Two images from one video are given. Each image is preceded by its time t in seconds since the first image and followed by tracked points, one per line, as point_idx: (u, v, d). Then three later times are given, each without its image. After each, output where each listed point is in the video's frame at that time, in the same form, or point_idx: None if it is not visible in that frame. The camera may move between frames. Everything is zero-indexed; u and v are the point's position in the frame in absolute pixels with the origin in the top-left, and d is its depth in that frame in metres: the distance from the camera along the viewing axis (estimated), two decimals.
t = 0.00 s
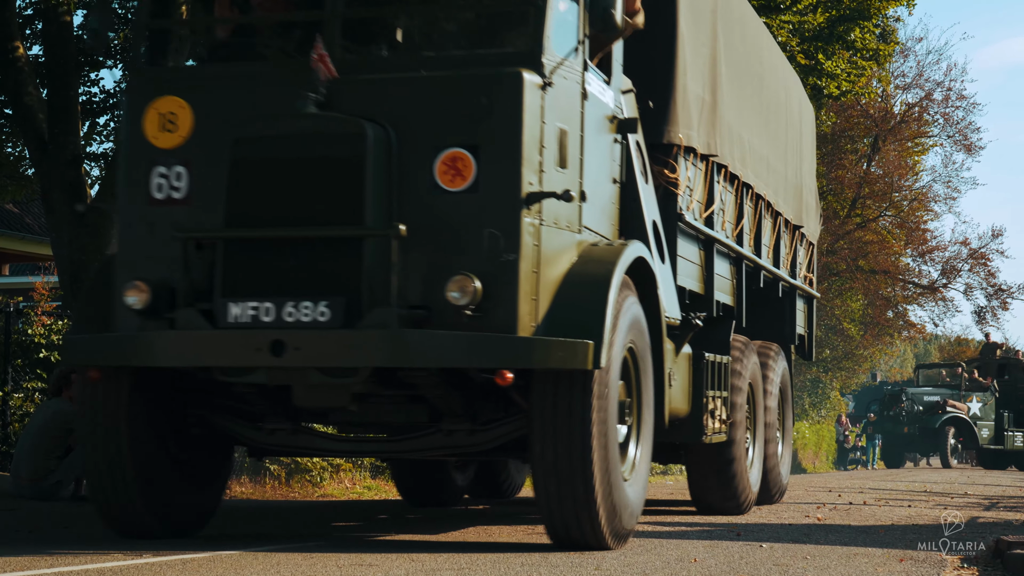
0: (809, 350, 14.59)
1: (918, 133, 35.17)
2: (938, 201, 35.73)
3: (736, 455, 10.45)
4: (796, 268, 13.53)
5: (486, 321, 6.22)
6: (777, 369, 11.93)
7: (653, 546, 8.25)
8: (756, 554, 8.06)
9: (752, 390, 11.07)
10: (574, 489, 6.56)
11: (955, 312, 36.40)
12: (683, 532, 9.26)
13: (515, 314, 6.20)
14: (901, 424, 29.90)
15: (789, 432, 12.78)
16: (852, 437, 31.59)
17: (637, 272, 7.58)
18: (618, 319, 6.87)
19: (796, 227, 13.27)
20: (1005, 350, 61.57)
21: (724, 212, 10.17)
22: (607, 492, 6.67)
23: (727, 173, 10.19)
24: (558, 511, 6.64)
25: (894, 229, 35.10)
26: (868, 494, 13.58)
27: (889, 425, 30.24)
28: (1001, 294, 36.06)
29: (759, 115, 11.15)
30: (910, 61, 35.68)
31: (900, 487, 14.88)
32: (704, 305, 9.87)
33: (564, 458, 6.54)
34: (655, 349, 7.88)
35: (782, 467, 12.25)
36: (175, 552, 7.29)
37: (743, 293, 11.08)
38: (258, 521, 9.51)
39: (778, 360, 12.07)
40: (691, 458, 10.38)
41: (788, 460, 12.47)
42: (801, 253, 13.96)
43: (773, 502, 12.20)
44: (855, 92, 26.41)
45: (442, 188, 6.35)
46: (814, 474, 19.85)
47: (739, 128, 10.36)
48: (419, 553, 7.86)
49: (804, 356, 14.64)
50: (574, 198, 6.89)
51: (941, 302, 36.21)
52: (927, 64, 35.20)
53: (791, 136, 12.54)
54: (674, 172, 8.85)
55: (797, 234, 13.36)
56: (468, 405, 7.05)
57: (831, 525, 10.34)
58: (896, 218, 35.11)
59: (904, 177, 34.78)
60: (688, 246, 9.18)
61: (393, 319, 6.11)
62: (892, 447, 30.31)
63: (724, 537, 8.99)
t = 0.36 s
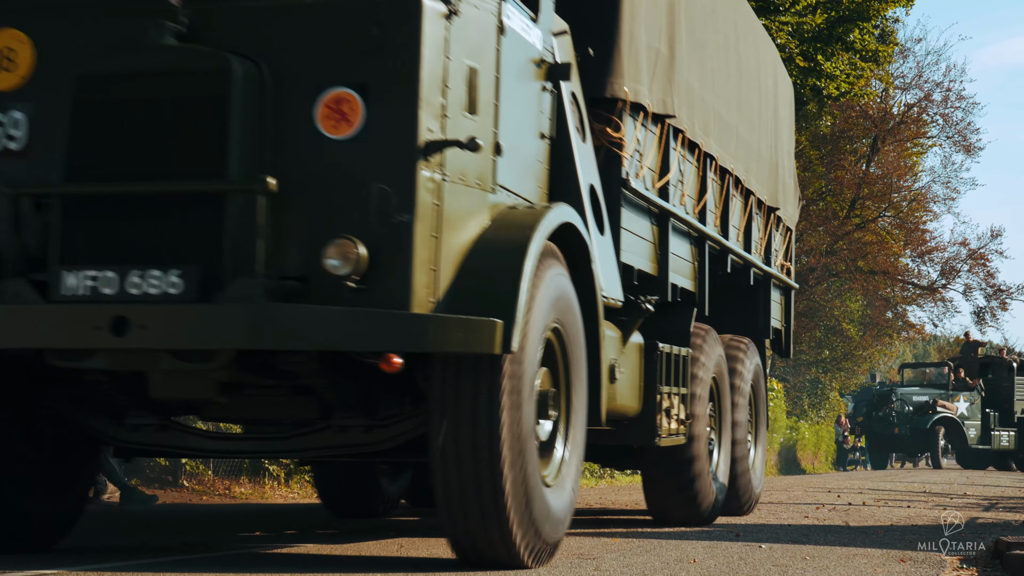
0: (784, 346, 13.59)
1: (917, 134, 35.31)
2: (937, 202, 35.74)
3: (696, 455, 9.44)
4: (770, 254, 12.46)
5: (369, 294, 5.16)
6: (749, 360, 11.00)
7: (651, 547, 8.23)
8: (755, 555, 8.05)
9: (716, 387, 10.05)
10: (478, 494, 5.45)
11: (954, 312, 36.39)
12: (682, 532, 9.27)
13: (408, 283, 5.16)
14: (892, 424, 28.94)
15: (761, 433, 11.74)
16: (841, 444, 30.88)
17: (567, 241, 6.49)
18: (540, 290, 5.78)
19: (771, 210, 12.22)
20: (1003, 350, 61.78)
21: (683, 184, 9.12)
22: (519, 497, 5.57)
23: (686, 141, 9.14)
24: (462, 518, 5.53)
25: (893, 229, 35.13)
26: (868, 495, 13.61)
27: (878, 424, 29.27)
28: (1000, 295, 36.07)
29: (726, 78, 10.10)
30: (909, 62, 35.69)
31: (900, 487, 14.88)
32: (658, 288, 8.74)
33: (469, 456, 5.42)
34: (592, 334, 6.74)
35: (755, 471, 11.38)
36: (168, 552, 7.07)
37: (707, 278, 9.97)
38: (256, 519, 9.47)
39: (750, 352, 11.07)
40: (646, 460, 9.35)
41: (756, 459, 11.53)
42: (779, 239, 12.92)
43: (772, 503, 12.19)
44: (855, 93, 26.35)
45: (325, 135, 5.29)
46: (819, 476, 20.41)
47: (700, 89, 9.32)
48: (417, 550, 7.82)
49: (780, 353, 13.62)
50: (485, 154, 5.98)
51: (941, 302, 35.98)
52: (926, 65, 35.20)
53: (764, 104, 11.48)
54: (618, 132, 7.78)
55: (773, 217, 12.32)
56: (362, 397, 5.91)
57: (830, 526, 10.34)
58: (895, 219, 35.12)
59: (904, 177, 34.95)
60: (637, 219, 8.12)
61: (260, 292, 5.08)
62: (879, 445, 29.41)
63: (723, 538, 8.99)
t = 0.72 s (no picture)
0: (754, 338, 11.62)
1: (916, 133, 35.19)
2: (936, 202, 35.74)
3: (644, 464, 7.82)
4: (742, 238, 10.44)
5: (192, 242, 3.44)
6: (710, 354, 9.45)
7: (651, 546, 8.21)
8: (755, 555, 8.05)
9: (669, 379, 8.37)
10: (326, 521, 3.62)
11: (953, 311, 36.43)
12: (681, 531, 9.26)
13: (239, 225, 3.44)
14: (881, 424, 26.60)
15: (725, 437, 10.11)
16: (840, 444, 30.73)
17: (463, 180, 4.61)
18: (411, 241, 3.95)
19: (738, 184, 10.11)
20: (1002, 349, 61.88)
21: (625, 142, 7.11)
22: (389, 530, 3.75)
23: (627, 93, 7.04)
24: (311, 558, 3.69)
25: (892, 229, 35.18)
26: (867, 494, 13.63)
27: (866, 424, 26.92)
28: (1000, 295, 36.08)
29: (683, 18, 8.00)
30: (908, 61, 35.71)
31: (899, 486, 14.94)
32: (594, 263, 6.73)
33: (315, 468, 3.58)
34: (497, 305, 4.89)
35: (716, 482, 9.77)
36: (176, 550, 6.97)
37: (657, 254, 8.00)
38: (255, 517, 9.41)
39: (711, 343, 9.53)
40: (585, 467, 7.62)
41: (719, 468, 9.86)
42: (746, 218, 10.83)
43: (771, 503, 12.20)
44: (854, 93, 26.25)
45: (138, 48, 3.52)
46: (816, 475, 20.44)
47: (651, 29, 7.26)
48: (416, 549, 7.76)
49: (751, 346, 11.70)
50: (344, 69, 4.13)
51: (939, 302, 36.19)
52: (925, 65, 35.17)
53: (734, 58, 9.44)
54: (538, 66, 5.81)
55: (740, 192, 10.19)
56: (200, 379, 4.10)
57: (828, 525, 10.36)
58: (894, 219, 35.28)
59: (903, 177, 34.93)
60: (563, 175, 6.19)
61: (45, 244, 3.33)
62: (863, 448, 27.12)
63: (723, 537, 8.99)
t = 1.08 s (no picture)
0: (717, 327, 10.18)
1: (916, 134, 35.16)
2: (936, 203, 35.74)
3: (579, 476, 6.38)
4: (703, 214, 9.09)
5: None
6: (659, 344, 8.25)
7: (651, 546, 8.20)
8: (755, 556, 8.04)
9: (606, 368, 6.88)
10: (55, 568, 2.48)
11: (954, 312, 36.41)
12: (681, 533, 9.25)
13: None
14: (879, 424, 24.71)
15: (678, 434, 8.89)
16: (838, 443, 30.71)
17: (282, 91, 3.33)
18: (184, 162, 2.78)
19: (697, 148, 8.64)
20: (1003, 349, 61.95)
21: (545, 81, 5.77)
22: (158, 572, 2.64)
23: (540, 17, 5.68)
24: None
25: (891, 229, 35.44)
26: (867, 495, 13.61)
27: (862, 425, 25.00)
28: (1000, 295, 36.06)
29: None
30: (908, 62, 35.73)
31: (899, 487, 14.94)
32: (499, 224, 5.41)
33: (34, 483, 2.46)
34: (341, 263, 3.65)
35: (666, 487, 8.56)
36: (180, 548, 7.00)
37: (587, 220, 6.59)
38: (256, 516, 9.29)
39: (662, 329, 8.30)
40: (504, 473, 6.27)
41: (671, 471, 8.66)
42: (710, 188, 9.32)
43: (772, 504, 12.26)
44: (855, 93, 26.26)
45: None
46: (822, 475, 20.54)
47: None
48: (417, 551, 7.60)
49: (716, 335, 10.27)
50: None
51: (940, 302, 36.02)
52: (925, 65, 35.17)
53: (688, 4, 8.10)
54: None
55: (700, 158, 8.69)
56: None
57: (828, 526, 10.36)
58: (893, 219, 35.51)
59: (903, 177, 35.19)
60: (456, 114, 4.91)
61: None
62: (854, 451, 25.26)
63: (722, 538, 8.98)
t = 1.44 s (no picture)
0: (669, 301, 8.87)
1: (916, 134, 35.13)
2: (937, 203, 35.65)
3: (480, 479, 5.03)
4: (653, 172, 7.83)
5: None
6: (590, 322, 6.80)
7: (649, 548, 8.19)
8: (754, 557, 8.01)
9: (512, 343, 5.57)
10: None
11: (954, 313, 36.36)
12: (680, 535, 9.21)
13: None
14: (874, 425, 23.84)
15: (618, 434, 7.40)
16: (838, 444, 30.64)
17: None
18: None
19: (641, 95, 7.40)
20: (1002, 347, 61.95)
21: None
22: None
23: None
24: None
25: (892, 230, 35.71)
26: (867, 497, 13.57)
27: (856, 425, 24.16)
28: (1000, 296, 36.02)
29: None
30: (908, 62, 35.67)
31: (900, 489, 14.89)
32: (345, 154, 4.08)
33: None
34: (37, 181, 2.65)
35: (597, 492, 7.03)
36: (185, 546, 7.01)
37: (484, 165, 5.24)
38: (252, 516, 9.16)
39: (597, 300, 6.98)
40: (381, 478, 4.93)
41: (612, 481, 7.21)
42: (660, 145, 8.06)
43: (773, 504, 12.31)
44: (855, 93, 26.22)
45: None
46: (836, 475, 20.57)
47: None
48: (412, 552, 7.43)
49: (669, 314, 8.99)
50: None
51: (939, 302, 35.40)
52: (925, 66, 35.09)
53: None
54: None
55: (644, 105, 7.45)
56: None
57: (828, 527, 10.32)
58: (893, 220, 35.62)
59: (903, 178, 35.17)
60: None
61: None
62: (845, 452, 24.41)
63: (721, 540, 8.95)
